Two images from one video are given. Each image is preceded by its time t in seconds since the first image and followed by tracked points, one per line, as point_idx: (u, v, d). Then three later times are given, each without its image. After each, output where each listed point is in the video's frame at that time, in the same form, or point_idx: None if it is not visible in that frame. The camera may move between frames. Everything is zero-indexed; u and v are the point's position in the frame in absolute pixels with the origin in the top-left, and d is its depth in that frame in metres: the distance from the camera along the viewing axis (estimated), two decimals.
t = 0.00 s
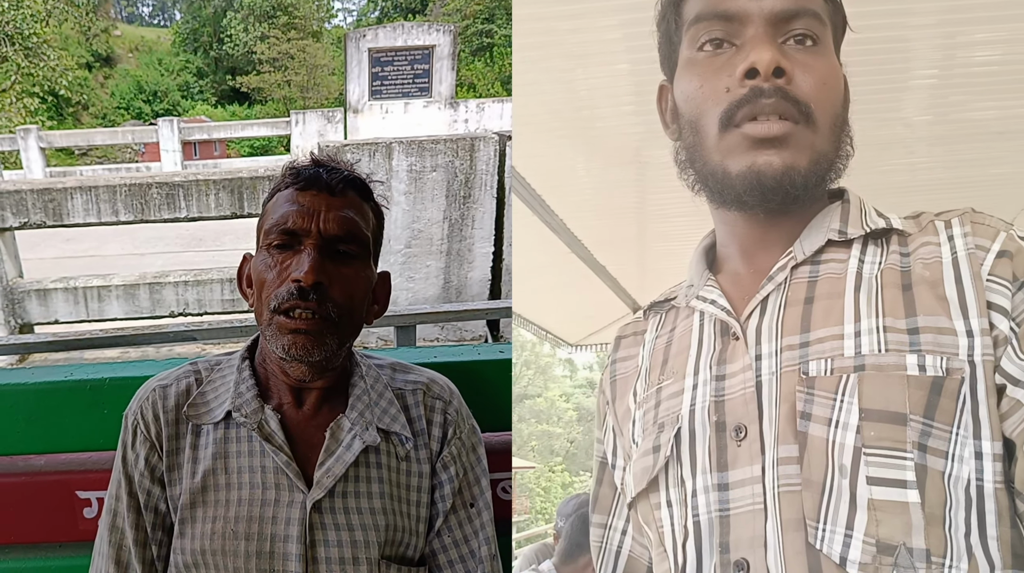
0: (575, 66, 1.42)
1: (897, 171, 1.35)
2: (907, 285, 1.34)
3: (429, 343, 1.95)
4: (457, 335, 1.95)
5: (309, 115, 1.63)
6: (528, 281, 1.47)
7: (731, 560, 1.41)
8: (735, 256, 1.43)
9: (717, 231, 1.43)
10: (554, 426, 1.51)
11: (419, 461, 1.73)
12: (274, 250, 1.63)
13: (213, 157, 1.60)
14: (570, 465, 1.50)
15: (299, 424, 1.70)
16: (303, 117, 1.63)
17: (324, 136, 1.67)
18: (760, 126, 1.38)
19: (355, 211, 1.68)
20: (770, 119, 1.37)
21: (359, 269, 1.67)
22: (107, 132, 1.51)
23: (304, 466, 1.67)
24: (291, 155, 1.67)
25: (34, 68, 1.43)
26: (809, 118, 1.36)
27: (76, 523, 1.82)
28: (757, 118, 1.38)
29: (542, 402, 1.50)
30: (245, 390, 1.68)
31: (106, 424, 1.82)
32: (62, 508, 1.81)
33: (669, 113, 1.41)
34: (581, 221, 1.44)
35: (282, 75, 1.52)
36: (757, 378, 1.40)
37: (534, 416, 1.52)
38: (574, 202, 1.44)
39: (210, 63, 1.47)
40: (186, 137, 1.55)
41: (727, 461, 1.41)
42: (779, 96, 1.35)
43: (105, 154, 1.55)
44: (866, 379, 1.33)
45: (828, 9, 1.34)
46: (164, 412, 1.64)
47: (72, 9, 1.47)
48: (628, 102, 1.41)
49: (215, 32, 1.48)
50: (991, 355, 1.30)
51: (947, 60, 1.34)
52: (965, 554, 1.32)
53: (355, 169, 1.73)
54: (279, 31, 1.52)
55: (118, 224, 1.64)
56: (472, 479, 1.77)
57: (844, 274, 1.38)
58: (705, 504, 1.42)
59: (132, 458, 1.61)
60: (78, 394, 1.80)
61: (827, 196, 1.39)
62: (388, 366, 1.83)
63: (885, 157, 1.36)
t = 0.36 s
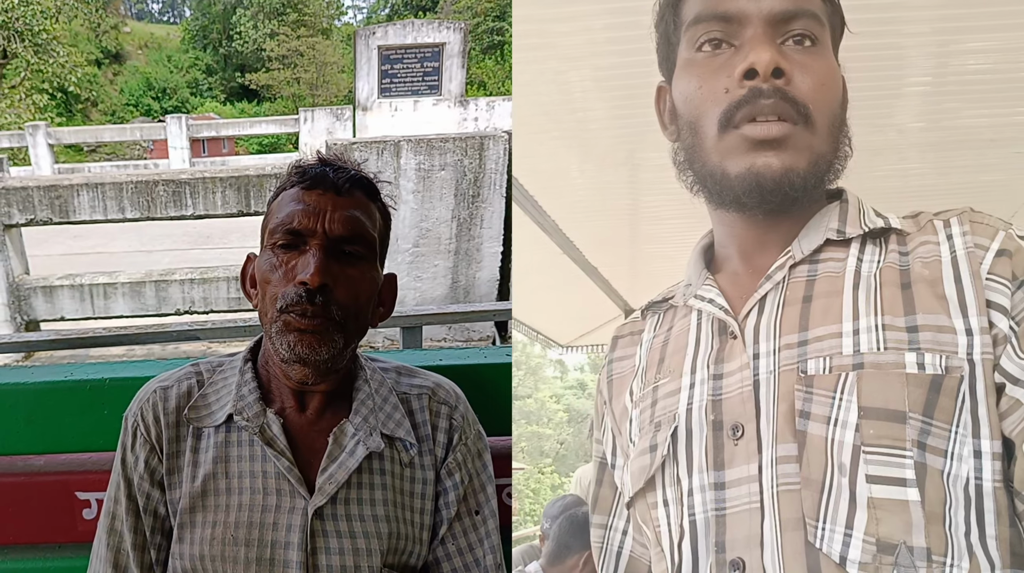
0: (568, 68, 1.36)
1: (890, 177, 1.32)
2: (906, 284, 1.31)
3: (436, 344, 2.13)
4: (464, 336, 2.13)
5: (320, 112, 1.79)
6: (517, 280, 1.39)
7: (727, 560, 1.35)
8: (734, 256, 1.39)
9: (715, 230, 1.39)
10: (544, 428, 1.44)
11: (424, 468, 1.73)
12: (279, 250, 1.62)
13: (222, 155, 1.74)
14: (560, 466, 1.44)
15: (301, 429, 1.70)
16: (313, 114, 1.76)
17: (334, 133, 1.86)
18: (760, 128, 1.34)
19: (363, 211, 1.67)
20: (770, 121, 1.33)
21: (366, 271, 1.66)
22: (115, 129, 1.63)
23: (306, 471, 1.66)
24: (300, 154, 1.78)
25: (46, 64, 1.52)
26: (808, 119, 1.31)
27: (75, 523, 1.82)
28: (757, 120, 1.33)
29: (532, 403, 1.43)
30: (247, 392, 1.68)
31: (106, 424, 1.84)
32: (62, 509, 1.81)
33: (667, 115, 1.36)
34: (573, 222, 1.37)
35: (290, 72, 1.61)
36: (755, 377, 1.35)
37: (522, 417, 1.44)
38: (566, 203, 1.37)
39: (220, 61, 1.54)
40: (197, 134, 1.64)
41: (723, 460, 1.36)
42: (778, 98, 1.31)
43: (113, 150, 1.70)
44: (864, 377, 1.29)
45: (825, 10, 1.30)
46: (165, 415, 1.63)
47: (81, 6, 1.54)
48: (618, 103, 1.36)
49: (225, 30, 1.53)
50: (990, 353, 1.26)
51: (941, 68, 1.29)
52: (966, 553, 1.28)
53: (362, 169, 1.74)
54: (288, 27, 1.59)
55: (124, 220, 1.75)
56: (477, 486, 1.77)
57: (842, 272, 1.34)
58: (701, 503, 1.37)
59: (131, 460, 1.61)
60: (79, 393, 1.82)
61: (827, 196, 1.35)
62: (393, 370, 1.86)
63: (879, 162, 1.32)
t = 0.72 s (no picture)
0: (563, 67, 1.36)
1: (880, 178, 1.32)
2: (904, 283, 1.31)
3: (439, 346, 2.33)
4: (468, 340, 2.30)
5: (326, 108, 1.97)
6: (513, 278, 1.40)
7: (723, 558, 1.35)
8: (733, 255, 1.39)
9: (715, 231, 1.38)
10: (538, 426, 1.44)
11: (423, 479, 1.73)
12: (274, 256, 1.63)
13: (227, 155, 2.10)
14: (554, 465, 1.44)
15: (298, 439, 1.70)
16: (320, 110, 1.97)
17: (339, 130, 2.08)
18: (757, 130, 1.34)
19: (359, 216, 1.67)
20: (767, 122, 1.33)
21: (363, 277, 1.65)
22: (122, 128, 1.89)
23: (304, 483, 1.65)
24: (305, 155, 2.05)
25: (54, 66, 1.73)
26: (805, 119, 1.31)
27: (71, 531, 1.88)
28: (753, 122, 1.33)
29: (526, 401, 1.43)
30: (243, 402, 1.68)
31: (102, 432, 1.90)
32: (58, 516, 1.88)
33: (666, 116, 1.36)
34: (567, 221, 1.37)
35: (295, 74, 1.78)
36: (754, 376, 1.35)
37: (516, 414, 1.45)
38: (561, 202, 1.37)
39: (225, 62, 1.74)
40: (202, 134, 2.03)
41: (721, 459, 1.36)
42: (775, 99, 1.31)
43: (117, 151, 2.16)
44: (861, 375, 1.29)
45: (824, 9, 1.29)
46: (160, 424, 1.64)
47: (88, 8, 1.72)
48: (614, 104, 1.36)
49: (230, 31, 1.69)
50: (989, 352, 1.26)
51: (934, 69, 1.29)
52: (963, 553, 1.27)
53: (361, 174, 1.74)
54: (293, 29, 1.70)
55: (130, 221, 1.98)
56: (478, 498, 1.77)
57: (840, 271, 1.34)
58: (699, 502, 1.36)
59: (126, 470, 1.61)
60: (74, 402, 1.88)
61: (826, 196, 1.35)
62: (393, 379, 1.86)
63: (871, 162, 1.32)
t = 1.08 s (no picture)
0: (563, 66, 1.36)
1: (880, 177, 1.32)
2: (904, 283, 1.31)
3: (445, 350, 2.31)
4: (472, 343, 2.31)
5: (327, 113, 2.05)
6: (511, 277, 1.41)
7: (726, 559, 1.35)
8: (734, 254, 1.39)
9: (716, 230, 1.39)
10: (536, 424, 1.42)
11: (428, 486, 1.73)
12: (277, 260, 1.63)
13: (230, 158, 1.95)
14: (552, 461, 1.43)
15: (301, 445, 1.70)
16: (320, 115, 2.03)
17: (340, 134, 2.12)
18: (757, 130, 1.34)
19: (364, 220, 1.67)
20: (767, 123, 1.33)
21: (367, 282, 1.66)
22: (124, 132, 1.83)
23: (308, 491, 1.65)
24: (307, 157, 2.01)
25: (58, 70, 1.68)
26: (805, 119, 1.31)
27: (73, 536, 1.88)
28: (754, 122, 1.33)
29: (524, 398, 1.42)
30: (247, 409, 1.68)
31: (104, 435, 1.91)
32: (61, 521, 1.88)
33: (667, 115, 1.36)
34: (565, 219, 1.38)
35: (299, 76, 1.85)
36: (756, 376, 1.35)
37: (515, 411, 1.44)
38: (559, 200, 1.37)
39: (228, 65, 1.73)
40: (206, 138, 1.86)
41: (724, 459, 1.36)
42: (775, 99, 1.31)
43: (120, 154, 1.92)
44: (862, 375, 1.28)
45: (825, 8, 1.30)
46: (162, 429, 1.63)
47: (93, 11, 1.70)
48: (613, 102, 1.36)
49: (233, 34, 1.73)
50: (989, 352, 1.26)
51: (932, 69, 1.29)
52: (963, 553, 1.27)
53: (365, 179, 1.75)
54: (296, 32, 1.81)
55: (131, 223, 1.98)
56: (484, 505, 1.77)
57: (841, 272, 1.34)
58: (702, 502, 1.36)
59: (129, 476, 1.61)
60: (78, 405, 1.90)
61: (826, 196, 1.35)
62: (398, 386, 1.87)
63: (871, 161, 1.32)
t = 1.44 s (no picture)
0: (561, 66, 1.35)
1: (878, 175, 1.32)
2: (904, 283, 1.30)
3: (445, 350, 2.36)
4: (472, 343, 2.35)
5: (326, 116, 2.23)
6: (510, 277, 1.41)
7: (729, 561, 1.34)
8: (734, 254, 1.39)
9: (715, 230, 1.39)
10: (537, 423, 1.43)
11: (427, 488, 1.73)
12: (278, 258, 1.62)
13: (230, 160, 2.12)
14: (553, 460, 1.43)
15: (300, 449, 1.70)
16: (322, 119, 2.21)
17: (341, 135, 2.33)
18: (756, 129, 1.34)
19: (366, 220, 1.67)
20: (766, 122, 1.33)
21: (369, 281, 1.66)
22: (123, 135, 1.99)
23: (306, 494, 1.65)
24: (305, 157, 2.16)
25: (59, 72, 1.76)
26: (804, 118, 1.31)
27: (74, 540, 1.88)
28: (752, 121, 1.33)
29: (524, 397, 1.43)
30: (243, 412, 1.68)
31: (103, 439, 1.90)
32: (63, 524, 1.88)
33: (665, 115, 1.36)
34: (565, 219, 1.37)
35: (299, 78, 1.96)
36: (756, 378, 1.34)
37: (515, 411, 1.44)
38: (558, 201, 1.37)
39: (228, 66, 1.81)
40: (204, 139, 1.99)
41: (726, 461, 1.35)
42: (774, 98, 1.31)
43: (122, 156, 2.10)
44: (862, 376, 1.28)
45: (824, 6, 1.29)
46: (160, 433, 1.63)
47: (92, 13, 1.74)
48: (612, 102, 1.36)
49: (233, 36, 1.80)
50: (988, 352, 1.25)
51: (931, 66, 1.29)
52: (963, 553, 1.27)
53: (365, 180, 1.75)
54: (296, 33, 1.90)
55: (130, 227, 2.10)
56: (484, 506, 1.77)
57: (841, 272, 1.34)
58: (704, 504, 1.36)
59: (127, 481, 1.60)
60: (78, 409, 1.89)
61: (825, 195, 1.35)
62: (396, 387, 1.87)
63: (870, 160, 1.32)
